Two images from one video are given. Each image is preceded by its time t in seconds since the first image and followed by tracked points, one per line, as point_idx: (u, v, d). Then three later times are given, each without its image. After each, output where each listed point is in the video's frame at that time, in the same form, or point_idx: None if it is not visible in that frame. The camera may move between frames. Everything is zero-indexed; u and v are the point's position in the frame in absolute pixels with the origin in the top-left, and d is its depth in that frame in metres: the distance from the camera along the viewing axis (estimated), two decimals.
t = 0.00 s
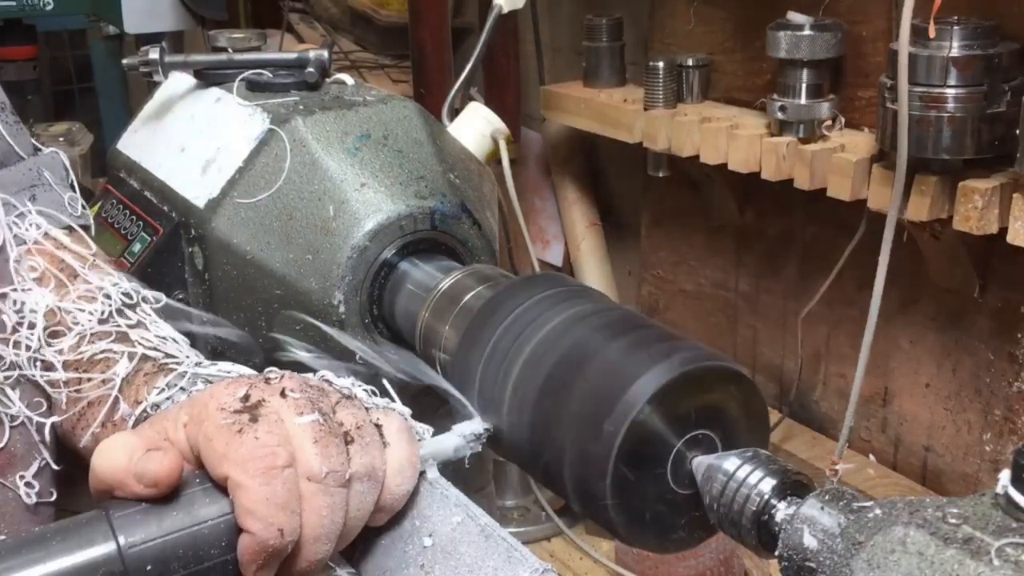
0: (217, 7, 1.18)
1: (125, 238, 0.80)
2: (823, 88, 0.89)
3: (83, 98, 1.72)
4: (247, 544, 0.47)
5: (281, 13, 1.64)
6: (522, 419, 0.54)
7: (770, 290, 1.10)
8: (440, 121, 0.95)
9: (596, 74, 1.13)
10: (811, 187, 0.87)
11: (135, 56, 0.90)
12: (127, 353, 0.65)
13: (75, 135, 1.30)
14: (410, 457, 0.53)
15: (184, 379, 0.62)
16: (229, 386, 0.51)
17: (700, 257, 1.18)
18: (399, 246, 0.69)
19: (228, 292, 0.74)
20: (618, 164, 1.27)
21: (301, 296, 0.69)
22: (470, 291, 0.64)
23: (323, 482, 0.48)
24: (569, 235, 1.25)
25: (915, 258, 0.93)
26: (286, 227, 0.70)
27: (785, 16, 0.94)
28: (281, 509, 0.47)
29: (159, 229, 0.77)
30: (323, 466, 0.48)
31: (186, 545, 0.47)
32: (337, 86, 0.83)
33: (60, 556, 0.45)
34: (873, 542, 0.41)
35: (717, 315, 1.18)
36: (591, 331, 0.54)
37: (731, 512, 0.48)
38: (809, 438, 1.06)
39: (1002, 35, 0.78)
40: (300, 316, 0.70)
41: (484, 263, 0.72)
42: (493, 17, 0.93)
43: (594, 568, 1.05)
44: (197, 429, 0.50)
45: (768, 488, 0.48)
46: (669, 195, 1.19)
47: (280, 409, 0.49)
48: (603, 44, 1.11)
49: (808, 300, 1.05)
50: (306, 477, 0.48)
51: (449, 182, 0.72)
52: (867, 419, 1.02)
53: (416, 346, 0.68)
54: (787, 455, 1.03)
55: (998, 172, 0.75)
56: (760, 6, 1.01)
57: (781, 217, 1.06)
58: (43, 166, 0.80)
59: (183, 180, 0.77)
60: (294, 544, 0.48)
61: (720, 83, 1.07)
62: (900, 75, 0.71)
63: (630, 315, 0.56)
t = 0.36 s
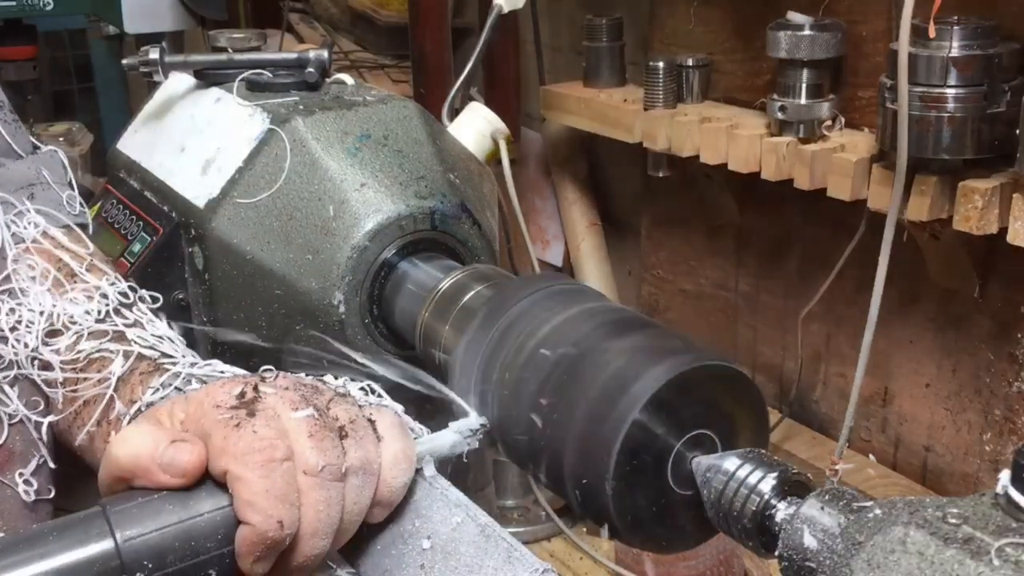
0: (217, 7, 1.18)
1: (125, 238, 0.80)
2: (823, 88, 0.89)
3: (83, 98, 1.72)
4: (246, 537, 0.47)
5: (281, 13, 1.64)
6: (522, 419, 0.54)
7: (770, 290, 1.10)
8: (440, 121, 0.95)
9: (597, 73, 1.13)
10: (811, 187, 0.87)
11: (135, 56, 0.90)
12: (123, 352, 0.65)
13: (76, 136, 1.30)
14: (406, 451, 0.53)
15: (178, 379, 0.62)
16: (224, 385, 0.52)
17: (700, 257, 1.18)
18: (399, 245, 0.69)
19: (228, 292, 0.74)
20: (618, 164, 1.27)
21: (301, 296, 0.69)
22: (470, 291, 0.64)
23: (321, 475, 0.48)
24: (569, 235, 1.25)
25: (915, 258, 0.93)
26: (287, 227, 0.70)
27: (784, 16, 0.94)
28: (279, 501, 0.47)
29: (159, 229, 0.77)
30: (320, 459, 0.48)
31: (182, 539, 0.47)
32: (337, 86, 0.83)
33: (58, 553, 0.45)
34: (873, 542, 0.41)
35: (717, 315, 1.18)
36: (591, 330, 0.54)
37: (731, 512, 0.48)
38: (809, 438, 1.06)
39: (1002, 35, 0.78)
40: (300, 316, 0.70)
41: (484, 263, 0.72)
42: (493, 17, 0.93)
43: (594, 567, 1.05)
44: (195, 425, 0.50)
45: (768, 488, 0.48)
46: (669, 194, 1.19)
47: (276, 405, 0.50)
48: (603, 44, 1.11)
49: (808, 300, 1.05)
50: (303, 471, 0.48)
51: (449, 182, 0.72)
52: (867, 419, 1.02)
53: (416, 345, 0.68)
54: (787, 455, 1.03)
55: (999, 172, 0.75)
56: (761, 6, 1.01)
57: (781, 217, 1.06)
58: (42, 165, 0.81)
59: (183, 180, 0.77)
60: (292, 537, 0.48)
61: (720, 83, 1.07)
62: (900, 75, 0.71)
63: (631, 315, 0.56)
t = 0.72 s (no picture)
0: (218, 7, 1.18)
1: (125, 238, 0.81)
2: (823, 88, 0.89)
3: (82, 98, 1.72)
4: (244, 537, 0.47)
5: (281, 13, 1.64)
6: (523, 419, 0.54)
7: (770, 290, 1.10)
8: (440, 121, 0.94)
9: (597, 73, 1.13)
10: (811, 187, 0.87)
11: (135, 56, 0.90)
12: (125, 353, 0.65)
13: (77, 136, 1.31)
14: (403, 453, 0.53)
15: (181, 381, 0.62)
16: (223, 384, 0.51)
17: (701, 257, 1.18)
18: (399, 246, 0.69)
19: (230, 291, 0.74)
20: (618, 164, 1.27)
21: (302, 297, 0.69)
22: (470, 291, 0.64)
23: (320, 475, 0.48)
24: (569, 235, 1.25)
25: (915, 258, 0.93)
26: (286, 227, 0.70)
27: (784, 16, 0.94)
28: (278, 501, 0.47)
29: (158, 230, 0.78)
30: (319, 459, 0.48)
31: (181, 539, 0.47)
32: (337, 86, 0.83)
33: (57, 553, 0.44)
34: (874, 542, 0.41)
35: (716, 315, 1.18)
36: (591, 331, 0.54)
37: (731, 511, 0.48)
38: (809, 438, 1.06)
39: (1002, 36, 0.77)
40: (301, 317, 0.70)
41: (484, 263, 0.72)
42: (493, 17, 0.93)
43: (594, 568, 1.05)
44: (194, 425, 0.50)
45: (765, 486, 0.48)
46: (669, 194, 1.19)
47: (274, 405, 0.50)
48: (603, 44, 1.11)
49: (808, 300, 1.05)
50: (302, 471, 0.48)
51: (449, 182, 0.72)
52: (867, 419, 1.02)
53: (416, 345, 0.68)
54: (787, 455, 1.03)
55: (999, 172, 0.75)
56: (760, 6, 1.00)
57: (782, 217, 1.06)
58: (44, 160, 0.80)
59: (183, 180, 0.77)
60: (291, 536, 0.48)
61: (720, 83, 1.07)
62: (900, 75, 0.71)
63: (631, 315, 0.56)
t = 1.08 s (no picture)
0: (218, 7, 1.18)
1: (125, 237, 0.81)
2: (823, 88, 0.89)
3: (82, 98, 1.72)
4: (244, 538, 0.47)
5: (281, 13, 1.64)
6: (524, 419, 0.54)
7: (770, 290, 1.10)
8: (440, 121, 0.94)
9: (596, 74, 1.13)
10: (811, 187, 0.87)
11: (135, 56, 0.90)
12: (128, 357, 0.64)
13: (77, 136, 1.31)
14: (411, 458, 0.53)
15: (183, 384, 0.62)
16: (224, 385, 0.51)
17: (700, 257, 1.18)
18: (399, 245, 0.69)
19: (230, 291, 0.74)
20: (618, 164, 1.27)
21: (302, 297, 0.69)
22: (471, 291, 0.64)
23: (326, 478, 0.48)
24: (569, 235, 1.25)
25: (915, 258, 0.93)
26: (286, 228, 0.70)
27: (784, 16, 0.94)
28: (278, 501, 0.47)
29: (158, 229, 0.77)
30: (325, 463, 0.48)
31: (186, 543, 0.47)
32: (337, 85, 0.83)
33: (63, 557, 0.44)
34: (874, 542, 0.41)
35: (716, 315, 1.18)
36: (591, 331, 0.54)
37: (731, 512, 0.48)
38: (809, 438, 1.06)
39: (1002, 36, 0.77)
40: (301, 317, 0.70)
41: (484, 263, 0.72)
42: (493, 17, 0.93)
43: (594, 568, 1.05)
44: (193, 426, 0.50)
45: (765, 486, 0.48)
46: (669, 195, 1.19)
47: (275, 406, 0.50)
48: (603, 45, 1.11)
49: (809, 300, 1.05)
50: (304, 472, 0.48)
51: (449, 182, 0.72)
52: (867, 419, 1.02)
53: (416, 345, 0.68)
54: (787, 455, 1.03)
55: (999, 172, 0.75)
56: (761, 6, 1.00)
57: (782, 217, 1.06)
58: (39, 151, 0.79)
59: (183, 179, 0.77)
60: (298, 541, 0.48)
61: (720, 83, 1.07)
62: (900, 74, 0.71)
63: (630, 316, 0.56)
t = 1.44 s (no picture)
0: (218, 7, 1.18)
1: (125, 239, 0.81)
2: (823, 88, 0.89)
3: (82, 98, 1.73)
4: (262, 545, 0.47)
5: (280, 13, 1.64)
6: (524, 419, 0.54)
7: (770, 290, 1.10)
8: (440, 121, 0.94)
9: (597, 74, 1.13)
10: (811, 187, 0.87)
11: (135, 56, 0.90)
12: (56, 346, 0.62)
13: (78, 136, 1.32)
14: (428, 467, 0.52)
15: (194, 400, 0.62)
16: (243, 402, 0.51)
17: (700, 257, 1.18)
18: (399, 245, 0.69)
19: (230, 292, 0.73)
20: (618, 164, 1.27)
21: (302, 296, 0.69)
22: (470, 291, 0.64)
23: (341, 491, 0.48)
24: (568, 235, 1.25)
25: (915, 258, 0.93)
26: (286, 228, 0.70)
27: (784, 16, 0.94)
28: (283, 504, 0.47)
29: (157, 230, 0.78)
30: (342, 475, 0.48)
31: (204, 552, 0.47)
32: (336, 85, 0.83)
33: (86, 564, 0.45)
34: (874, 542, 0.41)
35: (716, 315, 1.18)
36: (591, 331, 0.54)
37: (732, 512, 0.48)
38: (809, 438, 1.06)
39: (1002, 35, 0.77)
40: (301, 316, 0.70)
41: (484, 263, 0.72)
42: (493, 17, 0.93)
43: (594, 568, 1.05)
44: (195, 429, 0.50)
45: (765, 486, 0.48)
46: (669, 195, 1.19)
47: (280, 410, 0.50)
48: (602, 45, 1.11)
49: (809, 300, 1.05)
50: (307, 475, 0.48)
51: (449, 182, 0.72)
52: (867, 419, 1.02)
53: (416, 345, 0.68)
54: (787, 455, 1.03)
55: (999, 172, 0.75)
56: (761, 6, 1.00)
57: (782, 217, 1.06)
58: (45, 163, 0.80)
59: (183, 180, 0.77)
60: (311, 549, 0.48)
61: (720, 83, 1.07)
62: (900, 74, 0.71)
63: (629, 315, 0.56)
